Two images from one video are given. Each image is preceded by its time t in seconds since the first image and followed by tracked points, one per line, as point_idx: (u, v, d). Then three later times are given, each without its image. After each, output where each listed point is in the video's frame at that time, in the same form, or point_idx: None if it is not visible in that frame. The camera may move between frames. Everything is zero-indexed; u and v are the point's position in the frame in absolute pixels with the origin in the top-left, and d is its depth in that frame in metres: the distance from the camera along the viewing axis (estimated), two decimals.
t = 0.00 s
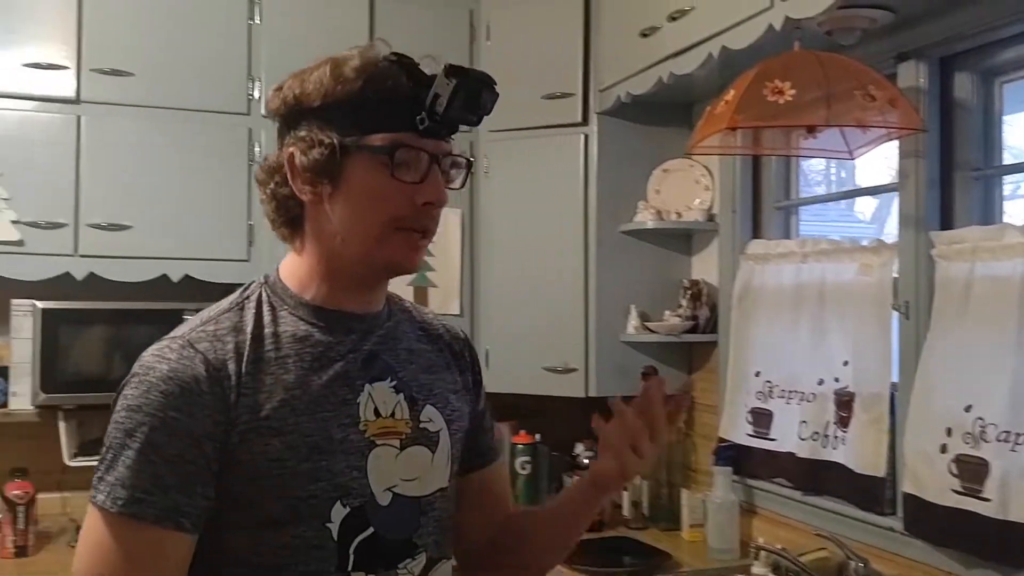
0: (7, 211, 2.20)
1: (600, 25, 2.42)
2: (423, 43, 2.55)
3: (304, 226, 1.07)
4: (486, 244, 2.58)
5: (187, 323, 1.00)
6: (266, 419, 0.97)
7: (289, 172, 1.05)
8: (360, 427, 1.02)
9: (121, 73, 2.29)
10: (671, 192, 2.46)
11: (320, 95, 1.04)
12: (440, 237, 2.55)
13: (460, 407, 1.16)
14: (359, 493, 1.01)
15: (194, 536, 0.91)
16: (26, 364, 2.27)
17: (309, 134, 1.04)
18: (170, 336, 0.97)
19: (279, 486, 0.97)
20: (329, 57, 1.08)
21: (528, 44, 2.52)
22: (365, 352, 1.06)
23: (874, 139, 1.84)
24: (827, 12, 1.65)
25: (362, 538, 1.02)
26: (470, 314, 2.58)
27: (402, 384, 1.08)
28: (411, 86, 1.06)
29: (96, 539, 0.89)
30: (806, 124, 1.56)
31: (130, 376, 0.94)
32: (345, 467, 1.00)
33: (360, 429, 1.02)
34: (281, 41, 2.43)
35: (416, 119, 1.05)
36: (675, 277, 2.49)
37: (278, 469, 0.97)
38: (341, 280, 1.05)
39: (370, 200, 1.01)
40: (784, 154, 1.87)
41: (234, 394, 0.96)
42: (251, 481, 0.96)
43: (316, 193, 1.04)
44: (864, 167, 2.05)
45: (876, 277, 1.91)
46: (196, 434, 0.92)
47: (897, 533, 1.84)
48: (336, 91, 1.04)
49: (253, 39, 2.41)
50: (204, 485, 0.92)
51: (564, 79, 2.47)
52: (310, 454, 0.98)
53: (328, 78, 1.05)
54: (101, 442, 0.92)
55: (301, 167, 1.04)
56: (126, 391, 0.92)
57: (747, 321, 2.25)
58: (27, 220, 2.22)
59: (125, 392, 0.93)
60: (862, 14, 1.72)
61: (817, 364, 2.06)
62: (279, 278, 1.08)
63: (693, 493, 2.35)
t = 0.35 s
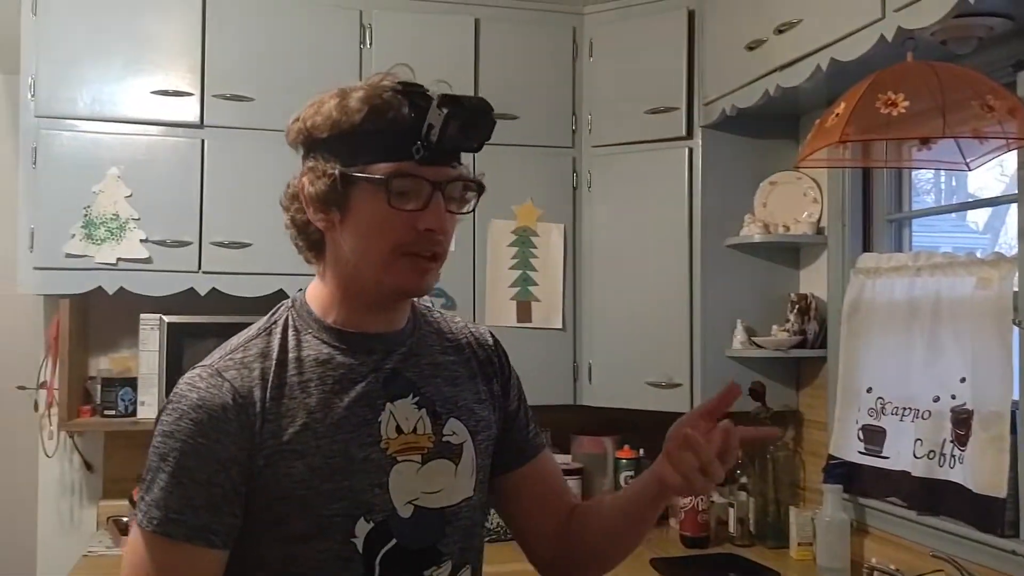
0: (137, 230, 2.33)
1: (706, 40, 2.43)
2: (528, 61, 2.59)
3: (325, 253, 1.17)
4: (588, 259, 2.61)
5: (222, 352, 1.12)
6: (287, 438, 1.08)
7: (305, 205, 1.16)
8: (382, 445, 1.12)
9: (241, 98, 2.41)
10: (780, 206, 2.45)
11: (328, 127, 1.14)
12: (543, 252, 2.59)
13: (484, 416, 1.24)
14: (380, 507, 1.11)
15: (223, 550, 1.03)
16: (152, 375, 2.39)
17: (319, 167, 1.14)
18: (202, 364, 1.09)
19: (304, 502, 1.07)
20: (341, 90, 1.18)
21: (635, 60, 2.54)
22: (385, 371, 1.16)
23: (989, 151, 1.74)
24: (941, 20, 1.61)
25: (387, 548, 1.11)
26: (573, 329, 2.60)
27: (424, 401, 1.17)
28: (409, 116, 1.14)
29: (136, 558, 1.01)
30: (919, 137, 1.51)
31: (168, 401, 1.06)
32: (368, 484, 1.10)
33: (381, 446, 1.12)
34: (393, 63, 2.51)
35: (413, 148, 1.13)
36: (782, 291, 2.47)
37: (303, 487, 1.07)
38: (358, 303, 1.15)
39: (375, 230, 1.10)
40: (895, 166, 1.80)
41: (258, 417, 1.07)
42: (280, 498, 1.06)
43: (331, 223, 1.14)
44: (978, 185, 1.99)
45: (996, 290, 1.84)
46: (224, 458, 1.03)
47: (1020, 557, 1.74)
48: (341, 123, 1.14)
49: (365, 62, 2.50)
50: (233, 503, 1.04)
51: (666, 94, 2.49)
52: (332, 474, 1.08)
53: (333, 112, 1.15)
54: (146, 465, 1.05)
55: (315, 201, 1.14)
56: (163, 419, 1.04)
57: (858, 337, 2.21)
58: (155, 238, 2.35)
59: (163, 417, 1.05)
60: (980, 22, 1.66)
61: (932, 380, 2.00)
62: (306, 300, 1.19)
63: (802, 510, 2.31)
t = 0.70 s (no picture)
0: (165, 237, 2.37)
1: (727, 47, 2.45)
2: (550, 69, 2.62)
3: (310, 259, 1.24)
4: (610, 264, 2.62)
5: (218, 355, 1.15)
6: (279, 437, 1.09)
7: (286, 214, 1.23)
8: (375, 445, 1.13)
9: (267, 106, 2.44)
10: (801, 210, 2.46)
11: (293, 137, 1.22)
12: (564, 258, 2.61)
13: (480, 418, 1.26)
14: (374, 505, 1.12)
15: (229, 547, 1.05)
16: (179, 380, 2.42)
17: (290, 177, 1.22)
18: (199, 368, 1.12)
19: (300, 501, 1.09)
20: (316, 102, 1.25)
21: (657, 67, 2.56)
22: (377, 373, 1.17)
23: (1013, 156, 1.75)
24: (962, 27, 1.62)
25: (381, 547, 1.13)
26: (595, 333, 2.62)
27: (417, 402, 1.19)
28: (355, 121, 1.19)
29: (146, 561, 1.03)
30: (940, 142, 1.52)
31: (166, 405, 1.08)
32: (360, 485, 1.11)
33: (375, 446, 1.13)
34: (417, 72, 2.54)
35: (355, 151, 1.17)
36: (804, 295, 2.48)
37: (300, 486, 1.09)
38: (334, 307, 1.18)
39: (334, 234, 1.15)
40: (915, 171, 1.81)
41: (252, 418, 1.09)
42: (278, 497, 1.08)
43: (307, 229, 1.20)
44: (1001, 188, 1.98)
45: (1018, 294, 1.82)
46: (219, 457, 1.05)
47: None
48: (300, 133, 1.21)
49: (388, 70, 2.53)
50: (233, 502, 1.05)
51: (687, 100, 2.51)
52: (324, 473, 1.10)
53: (296, 123, 1.22)
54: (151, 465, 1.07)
55: (292, 212, 1.22)
56: (163, 421, 1.06)
57: (880, 340, 2.21)
58: (183, 245, 2.38)
59: (162, 420, 1.07)
60: (1002, 28, 1.67)
61: (955, 385, 1.99)
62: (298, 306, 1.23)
63: (824, 514, 2.31)
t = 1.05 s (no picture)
0: (190, 238, 2.40)
1: (747, 50, 2.46)
2: (570, 71, 2.63)
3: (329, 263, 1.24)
4: (629, 266, 2.63)
5: (239, 358, 1.17)
6: (301, 438, 1.10)
7: (305, 219, 1.23)
8: (394, 443, 1.15)
9: (290, 109, 2.47)
10: (821, 212, 2.46)
11: (314, 144, 1.22)
12: (585, 259, 2.62)
13: (494, 416, 1.27)
14: (394, 502, 1.14)
15: (253, 543, 1.07)
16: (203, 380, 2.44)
17: (310, 183, 1.22)
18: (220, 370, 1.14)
19: (323, 499, 1.10)
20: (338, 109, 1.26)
21: (677, 69, 2.57)
22: (396, 374, 1.19)
23: None
24: (987, 31, 1.62)
25: (401, 542, 1.14)
26: (615, 335, 2.63)
27: (433, 401, 1.20)
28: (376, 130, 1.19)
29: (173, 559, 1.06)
30: (963, 145, 1.54)
31: (192, 406, 1.10)
32: (379, 481, 1.13)
33: (393, 445, 1.15)
34: (438, 74, 2.56)
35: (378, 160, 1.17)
36: (825, 298, 2.48)
37: (322, 485, 1.10)
38: (355, 310, 1.19)
39: (356, 241, 1.15)
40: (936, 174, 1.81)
41: (276, 419, 1.10)
42: (299, 496, 1.09)
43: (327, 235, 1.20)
44: (1015, 190, 2.01)
45: None
46: (244, 457, 1.07)
47: None
48: (319, 141, 1.22)
49: (410, 73, 2.55)
50: (256, 500, 1.07)
51: (708, 103, 2.51)
52: (347, 472, 1.11)
53: (319, 131, 1.22)
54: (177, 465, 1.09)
55: (312, 217, 1.22)
56: (188, 421, 1.08)
57: (901, 343, 2.21)
58: (208, 246, 2.41)
59: (188, 420, 1.09)
60: None
61: (977, 388, 1.99)
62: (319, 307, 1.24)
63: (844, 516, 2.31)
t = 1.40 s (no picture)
0: (212, 212, 2.40)
1: (773, 32, 2.43)
2: (594, 50, 2.61)
3: (368, 248, 1.21)
4: (649, 248, 2.63)
5: (271, 340, 1.18)
6: (332, 419, 1.13)
7: (352, 203, 1.18)
8: (419, 425, 1.17)
9: (313, 84, 2.46)
10: (845, 197, 2.44)
11: (376, 134, 1.17)
12: (605, 239, 2.61)
13: (518, 398, 1.29)
14: (419, 482, 1.16)
15: (284, 519, 1.10)
16: (223, 354, 2.44)
17: (366, 173, 1.17)
18: (252, 352, 1.16)
19: (351, 478, 1.13)
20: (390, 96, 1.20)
21: (701, 50, 2.55)
22: (422, 357, 1.20)
23: None
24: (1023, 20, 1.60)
25: (425, 521, 1.17)
26: (634, 316, 2.63)
27: (457, 384, 1.21)
28: (456, 128, 1.17)
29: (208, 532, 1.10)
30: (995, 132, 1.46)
31: (225, 387, 1.12)
32: (405, 461, 1.15)
33: (418, 427, 1.16)
34: (461, 51, 2.54)
35: (461, 162, 1.16)
36: (846, 282, 2.48)
37: (351, 465, 1.13)
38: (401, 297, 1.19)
39: (426, 237, 1.14)
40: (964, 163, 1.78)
41: (306, 400, 1.13)
42: (327, 475, 1.12)
43: (379, 224, 1.17)
44: None
45: None
46: (276, 437, 1.09)
47: None
48: (387, 131, 1.16)
49: (433, 50, 2.53)
50: (287, 478, 1.10)
51: (732, 85, 2.49)
52: (375, 453, 1.14)
53: (386, 120, 1.17)
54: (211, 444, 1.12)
55: (362, 207, 1.17)
56: (223, 403, 1.11)
57: (924, 330, 2.20)
58: (229, 220, 2.41)
59: (220, 400, 1.12)
60: None
61: (1000, 377, 1.98)
62: (356, 293, 1.23)
63: (860, 501, 2.33)
